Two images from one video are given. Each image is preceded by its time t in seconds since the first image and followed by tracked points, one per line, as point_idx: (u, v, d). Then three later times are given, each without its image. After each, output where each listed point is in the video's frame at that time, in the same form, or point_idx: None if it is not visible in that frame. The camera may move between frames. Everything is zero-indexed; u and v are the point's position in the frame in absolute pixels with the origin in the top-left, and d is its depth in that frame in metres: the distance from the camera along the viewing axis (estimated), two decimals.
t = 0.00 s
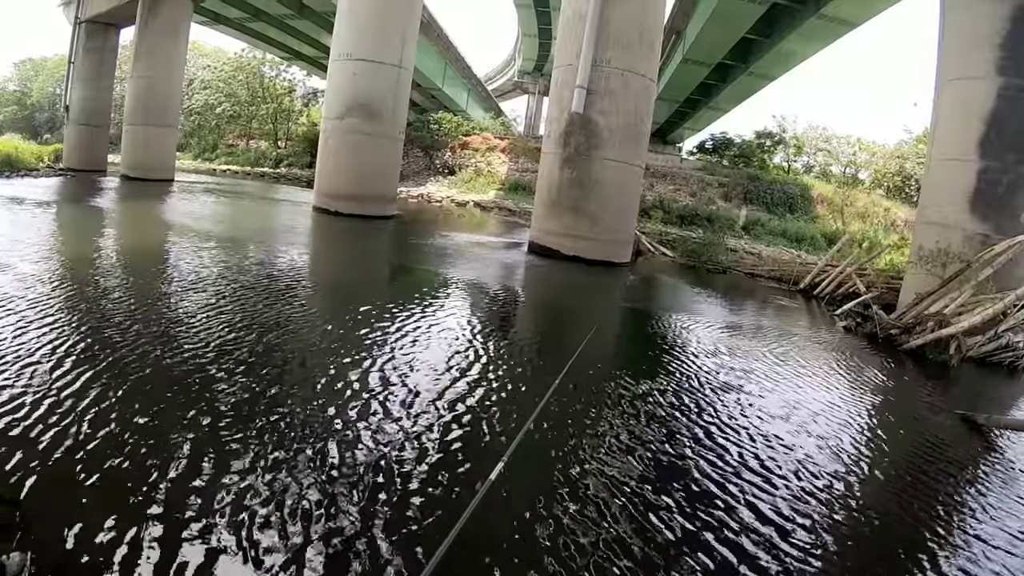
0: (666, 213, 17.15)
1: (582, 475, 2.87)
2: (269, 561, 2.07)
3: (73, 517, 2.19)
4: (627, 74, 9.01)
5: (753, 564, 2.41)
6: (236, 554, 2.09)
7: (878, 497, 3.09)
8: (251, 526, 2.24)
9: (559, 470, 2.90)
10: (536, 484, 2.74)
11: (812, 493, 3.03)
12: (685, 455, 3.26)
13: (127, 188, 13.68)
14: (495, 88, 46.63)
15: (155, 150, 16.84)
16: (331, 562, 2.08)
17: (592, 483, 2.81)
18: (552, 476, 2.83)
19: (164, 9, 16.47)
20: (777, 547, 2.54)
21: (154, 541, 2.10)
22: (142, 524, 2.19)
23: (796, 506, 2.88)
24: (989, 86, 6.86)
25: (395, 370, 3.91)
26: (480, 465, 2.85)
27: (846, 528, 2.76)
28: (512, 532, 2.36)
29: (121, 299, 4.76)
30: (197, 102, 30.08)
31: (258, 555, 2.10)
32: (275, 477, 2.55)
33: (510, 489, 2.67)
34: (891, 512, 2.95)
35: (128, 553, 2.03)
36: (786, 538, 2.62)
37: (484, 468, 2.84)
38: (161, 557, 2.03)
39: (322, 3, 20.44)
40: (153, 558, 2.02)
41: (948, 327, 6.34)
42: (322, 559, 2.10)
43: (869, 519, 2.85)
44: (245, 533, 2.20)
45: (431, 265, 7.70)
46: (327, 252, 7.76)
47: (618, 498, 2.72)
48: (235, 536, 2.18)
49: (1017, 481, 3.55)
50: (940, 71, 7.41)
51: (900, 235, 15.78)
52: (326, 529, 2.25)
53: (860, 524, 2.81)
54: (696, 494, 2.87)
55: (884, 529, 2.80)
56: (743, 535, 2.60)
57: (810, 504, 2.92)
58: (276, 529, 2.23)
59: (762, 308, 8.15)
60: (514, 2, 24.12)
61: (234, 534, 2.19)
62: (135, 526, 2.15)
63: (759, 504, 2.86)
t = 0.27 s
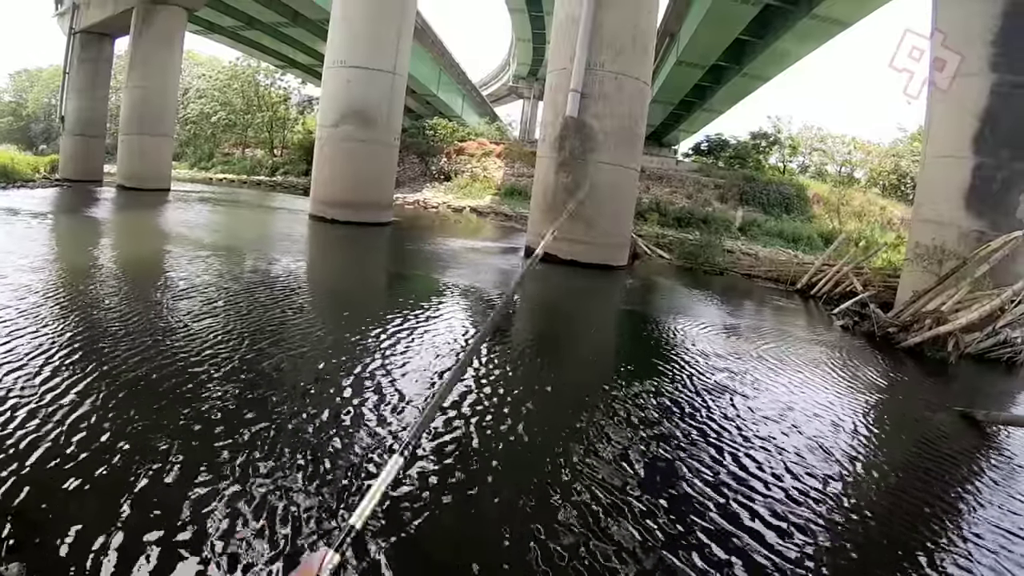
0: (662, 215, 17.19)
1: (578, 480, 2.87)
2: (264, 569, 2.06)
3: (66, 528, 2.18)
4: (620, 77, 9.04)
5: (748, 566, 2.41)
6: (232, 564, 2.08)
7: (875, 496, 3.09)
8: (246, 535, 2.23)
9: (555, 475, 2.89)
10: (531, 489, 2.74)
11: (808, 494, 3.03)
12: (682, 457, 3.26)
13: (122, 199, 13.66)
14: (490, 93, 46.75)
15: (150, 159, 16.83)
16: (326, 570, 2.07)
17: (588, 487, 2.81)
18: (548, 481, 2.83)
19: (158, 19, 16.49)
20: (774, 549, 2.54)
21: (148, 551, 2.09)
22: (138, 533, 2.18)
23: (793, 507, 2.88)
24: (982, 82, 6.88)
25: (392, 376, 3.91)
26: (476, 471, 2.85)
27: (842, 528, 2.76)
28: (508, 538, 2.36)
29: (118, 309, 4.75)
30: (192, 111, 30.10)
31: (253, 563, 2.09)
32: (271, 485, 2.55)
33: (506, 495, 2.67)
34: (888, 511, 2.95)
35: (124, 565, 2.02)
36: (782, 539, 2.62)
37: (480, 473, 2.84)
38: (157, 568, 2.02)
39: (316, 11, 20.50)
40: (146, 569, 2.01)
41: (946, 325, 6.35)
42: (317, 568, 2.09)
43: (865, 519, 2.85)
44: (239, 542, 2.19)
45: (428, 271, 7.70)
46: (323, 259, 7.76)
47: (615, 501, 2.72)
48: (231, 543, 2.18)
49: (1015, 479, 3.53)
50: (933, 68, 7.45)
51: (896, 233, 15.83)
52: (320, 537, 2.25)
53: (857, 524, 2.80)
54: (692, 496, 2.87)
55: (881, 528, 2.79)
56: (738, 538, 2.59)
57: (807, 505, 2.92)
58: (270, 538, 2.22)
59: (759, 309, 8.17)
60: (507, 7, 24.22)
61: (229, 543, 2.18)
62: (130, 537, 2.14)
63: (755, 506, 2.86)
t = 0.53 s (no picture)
0: (659, 218, 17.23)
1: (582, 483, 2.88)
2: None
3: (69, 542, 2.18)
4: (614, 81, 9.08)
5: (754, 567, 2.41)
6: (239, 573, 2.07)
7: (877, 494, 3.10)
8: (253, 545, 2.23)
9: (559, 479, 2.90)
10: (535, 493, 2.75)
11: (812, 493, 3.04)
12: (685, 459, 3.26)
13: (119, 211, 13.66)
14: (485, 99, 46.88)
15: (146, 172, 16.85)
16: None
17: (592, 491, 2.82)
18: (553, 486, 2.83)
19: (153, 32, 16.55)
20: (778, 550, 2.54)
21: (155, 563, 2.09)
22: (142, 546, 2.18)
23: (797, 507, 2.88)
24: (976, 77, 6.94)
25: (395, 383, 3.92)
26: (480, 476, 2.85)
27: (846, 526, 2.76)
28: (514, 543, 2.37)
29: (118, 322, 4.74)
30: (188, 123, 30.13)
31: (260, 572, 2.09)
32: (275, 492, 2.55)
33: (510, 500, 2.67)
34: (891, 509, 2.96)
35: None
36: (787, 539, 2.62)
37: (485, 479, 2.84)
38: None
39: (311, 21, 20.58)
40: None
41: (944, 321, 6.37)
42: None
43: (869, 517, 2.85)
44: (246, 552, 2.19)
45: (427, 279, 7.71)
46: (321, 269, 7.77)
47: (619, 505, 2.73)
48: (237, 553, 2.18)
49: (1018, 474, 3.54)
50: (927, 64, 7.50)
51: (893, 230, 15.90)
52: (327, 547, 2.24)
53: (860, 522, 2.81)
54: (697, 498, 2.88)
55: (885, 526, 2.80)
56: (744, 539, 2.59)
57: (811, 504, 2.92)
58: (276, 547, 2.22)
59: (758, 309, 8.19)
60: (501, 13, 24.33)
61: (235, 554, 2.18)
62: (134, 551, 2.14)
63: (760, 507, 2.86)
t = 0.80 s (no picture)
0: (658, 225, 17.26)
1: (586, 491, 2.86)
2: None
3: (69, 556, 2.17)
4: (610, 89, 9.12)
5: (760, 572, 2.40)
6: None
7: (882, 497, 3.08)
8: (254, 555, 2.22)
9: (563, 487, 2.89)
10: (539, 501, 2.73)
11: (816, 496, 3.02)
12: (688, 465, 3.25)
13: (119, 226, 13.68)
14: (482, 109, 47.11)
15: (145, 186, 16.89)
16: None
17: (596, 499, 2.80)
18: (555, 493, 2.82)
19: (150, 46, 16.62)
20: (785, 553, 2.53)
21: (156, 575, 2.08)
22: (143, 559, 2.17)
23: (802, 511, 2.87)
24: (971, 77, 6.96)
25: (396, 393, 3.91)
26: (483, 485, 2.84)
27: (851, 530, 2.74)
28: (519, 551, 2.36)
29: (120, 336, 4.74)
30: (187, 137, 30.26)
31: None
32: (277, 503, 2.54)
33: (512, 509, 2.65)
34: (896, 512, 2.94)
35: None
36: (794, 543, 2.60)
37: (487, 487, 2.83)
38: None
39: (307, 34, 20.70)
40: None
41: (944, 322, 6.36)
42: None
43: (875, 521, 2.83)
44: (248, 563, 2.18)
45: (427, 289, 7.71)
46: (321, 281, 7.77)
47: (623, 512, 2.71)
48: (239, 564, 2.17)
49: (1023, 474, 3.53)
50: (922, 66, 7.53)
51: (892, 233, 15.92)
52: (329, 557, 2.23)
53: (866, 525, 2.79)
54: (701, 503, 2.86)
55: (890, 529, 2.78)
56: (749, 543, 2.58)
57: (816, 508, 2.90)
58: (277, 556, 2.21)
59: (758, 314, 8.19)
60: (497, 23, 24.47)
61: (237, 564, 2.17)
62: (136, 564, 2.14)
63: (764, 511, 2.84)
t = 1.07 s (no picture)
0: (656, 236, 17.31)
1: (586, 501, 2.85)
2: None
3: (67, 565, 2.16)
4: (608, 100, 9.18)
5: None
6: None
7: (883, 504, 3.06)
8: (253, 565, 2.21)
9: (562, 497, 2.87)
10: (539, 512, 2.72)
11: (817, 505, 3.01)
12: (689, 474, 3.24)
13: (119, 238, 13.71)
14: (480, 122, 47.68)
15: (145, 199, 16.93)
16: None
17: (595, 508, 2.79)
18: (555, 504, 2.81)
19: (150, 60, 16.71)
20: (787, 560, 2.53)
21: None
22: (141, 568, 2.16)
23: (803, 520, 2.85)
24: (967, 84, 7.02)
25: (396, 405, 3.90)
26: (483, 496, 2.83)
27: (853, 538, 2.73)
28: (522, 560, 2.36)
29: (121, 348, 4.74)
30: (186, 150, 30.35)
31: None
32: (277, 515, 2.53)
33: (512, 520, 2.64)
34: (898, 519, 2.92)
35: None
36: (796, 550, 2.60)
37: (487, 499, 2.82)
38: None
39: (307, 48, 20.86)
40: None
41: (943, 329, 6.37)
42: None
43: (876, 529, 2.82)
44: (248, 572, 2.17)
45: (427, 302, 7.71)
46: (321, 294, 7.77)
47: (624, 522, 2.69)
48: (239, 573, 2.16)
49: None
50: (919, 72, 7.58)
51: (890, 240, 16.03)
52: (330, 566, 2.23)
53: (868, 533, 2.78)
54: (702, 513, 2.84)
55: (893, 538, 2.76)
56: (751, 552, 2.57)
57: (818, 517, 2.89)
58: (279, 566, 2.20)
59: (758, 324, 8.20)
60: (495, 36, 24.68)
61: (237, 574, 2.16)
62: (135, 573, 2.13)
63: (766, 520, 2.83)
